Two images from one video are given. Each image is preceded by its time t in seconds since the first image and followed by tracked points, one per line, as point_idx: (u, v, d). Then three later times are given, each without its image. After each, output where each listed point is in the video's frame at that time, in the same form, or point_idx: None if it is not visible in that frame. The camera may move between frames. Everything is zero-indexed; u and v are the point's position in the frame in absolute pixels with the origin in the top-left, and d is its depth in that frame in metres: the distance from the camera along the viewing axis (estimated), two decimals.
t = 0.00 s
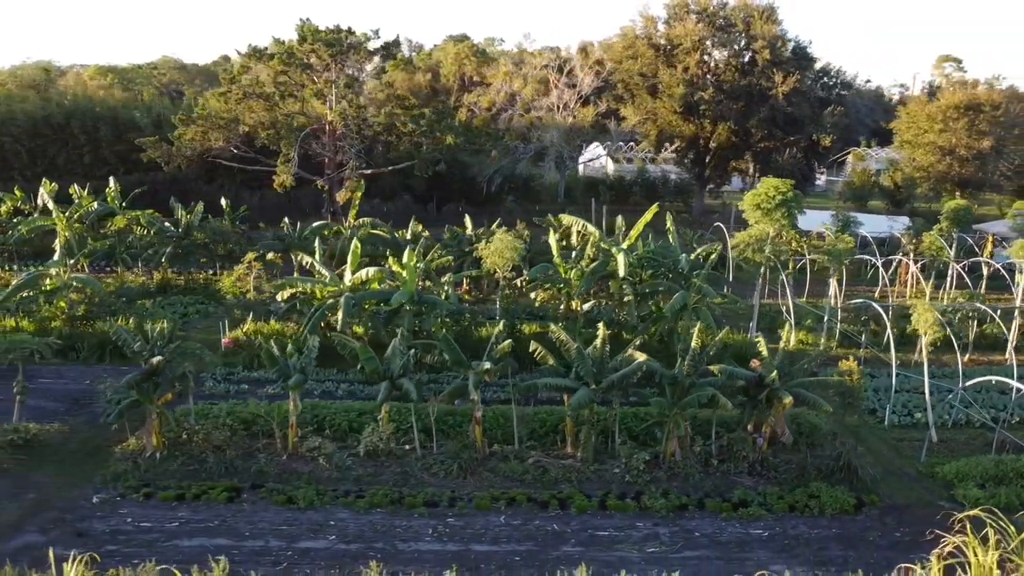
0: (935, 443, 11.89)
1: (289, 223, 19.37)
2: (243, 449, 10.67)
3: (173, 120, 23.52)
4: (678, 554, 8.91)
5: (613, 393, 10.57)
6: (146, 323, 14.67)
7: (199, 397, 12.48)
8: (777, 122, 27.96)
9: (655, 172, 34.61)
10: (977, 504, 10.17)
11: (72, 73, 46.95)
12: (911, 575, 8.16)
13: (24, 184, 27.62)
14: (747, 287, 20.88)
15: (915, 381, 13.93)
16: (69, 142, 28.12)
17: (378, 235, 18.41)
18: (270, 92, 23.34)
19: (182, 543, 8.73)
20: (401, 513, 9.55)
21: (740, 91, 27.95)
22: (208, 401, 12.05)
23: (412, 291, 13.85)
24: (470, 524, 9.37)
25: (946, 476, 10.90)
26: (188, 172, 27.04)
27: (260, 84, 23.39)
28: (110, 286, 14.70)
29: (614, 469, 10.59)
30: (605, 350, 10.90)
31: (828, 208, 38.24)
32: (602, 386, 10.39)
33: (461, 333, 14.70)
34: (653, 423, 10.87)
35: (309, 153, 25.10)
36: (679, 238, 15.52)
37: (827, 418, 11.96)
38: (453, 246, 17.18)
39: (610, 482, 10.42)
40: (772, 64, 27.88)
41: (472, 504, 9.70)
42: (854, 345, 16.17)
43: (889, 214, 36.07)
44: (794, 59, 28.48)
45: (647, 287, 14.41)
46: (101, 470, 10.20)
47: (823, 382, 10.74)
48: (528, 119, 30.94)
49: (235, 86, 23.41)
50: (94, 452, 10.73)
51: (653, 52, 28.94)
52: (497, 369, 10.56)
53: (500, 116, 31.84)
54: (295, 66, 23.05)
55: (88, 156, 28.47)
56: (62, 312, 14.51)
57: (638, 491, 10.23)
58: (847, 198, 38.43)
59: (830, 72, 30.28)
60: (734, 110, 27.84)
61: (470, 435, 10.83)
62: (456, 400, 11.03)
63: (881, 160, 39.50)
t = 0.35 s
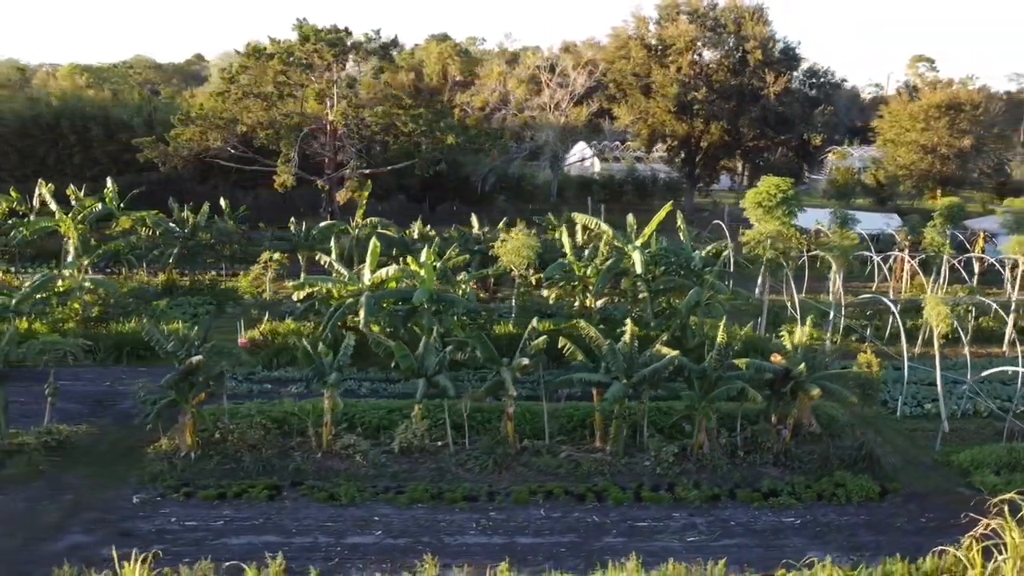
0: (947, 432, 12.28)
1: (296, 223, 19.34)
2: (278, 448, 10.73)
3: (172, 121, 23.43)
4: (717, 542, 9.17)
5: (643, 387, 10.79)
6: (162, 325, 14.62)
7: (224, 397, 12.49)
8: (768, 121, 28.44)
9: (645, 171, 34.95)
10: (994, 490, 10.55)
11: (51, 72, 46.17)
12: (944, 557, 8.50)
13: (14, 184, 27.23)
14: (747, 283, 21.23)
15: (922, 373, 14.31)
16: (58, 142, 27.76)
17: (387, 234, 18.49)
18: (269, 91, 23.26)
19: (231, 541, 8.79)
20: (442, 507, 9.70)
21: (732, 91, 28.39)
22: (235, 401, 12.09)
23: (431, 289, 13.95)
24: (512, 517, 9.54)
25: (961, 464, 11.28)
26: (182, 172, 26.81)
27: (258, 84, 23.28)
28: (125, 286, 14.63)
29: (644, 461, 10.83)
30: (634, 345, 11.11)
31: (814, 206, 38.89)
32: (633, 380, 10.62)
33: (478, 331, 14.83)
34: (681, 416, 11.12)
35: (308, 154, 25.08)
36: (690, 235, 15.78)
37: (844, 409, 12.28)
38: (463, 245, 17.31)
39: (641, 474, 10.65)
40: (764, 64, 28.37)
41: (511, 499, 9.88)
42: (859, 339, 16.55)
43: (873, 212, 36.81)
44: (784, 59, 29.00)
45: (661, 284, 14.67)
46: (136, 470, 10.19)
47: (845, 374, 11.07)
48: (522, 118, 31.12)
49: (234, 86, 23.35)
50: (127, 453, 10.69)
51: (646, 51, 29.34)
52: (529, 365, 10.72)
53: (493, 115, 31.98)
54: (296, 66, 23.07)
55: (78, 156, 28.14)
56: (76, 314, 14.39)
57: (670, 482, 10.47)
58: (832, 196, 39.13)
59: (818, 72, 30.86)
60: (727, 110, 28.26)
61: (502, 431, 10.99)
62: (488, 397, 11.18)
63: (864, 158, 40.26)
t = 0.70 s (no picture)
0: (957, 423, 12.64)
1: (302, 223, 19.34)
2: (310, 446, 10.80)
3: (171, 121, 23.35)
4: (750, 532, 9.44)
5: (670, 381, 11.00)
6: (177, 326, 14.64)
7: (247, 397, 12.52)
8: (760, 121, 28.84)
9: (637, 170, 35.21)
10: (1008, 478, 10.90)
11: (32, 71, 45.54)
12: (970, 542, 8.83)
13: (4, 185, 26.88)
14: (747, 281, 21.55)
15: (928, 366, 14.68)
16: (49, 142, 27.45)
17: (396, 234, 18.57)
18: (270, 91, 23.26)
19: (275, 538, 8.86)
20: (479, 502, 9.84)
21: (725, 90, 28.79)
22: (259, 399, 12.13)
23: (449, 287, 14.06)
24: (548, 510, 9.71)
25: (974, 453, 11.63)
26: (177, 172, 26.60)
27: (258, 83, 23.23)
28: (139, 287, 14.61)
29: (671, 455, 11.04)
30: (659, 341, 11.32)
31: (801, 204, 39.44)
32: (660, 375, 10.82)
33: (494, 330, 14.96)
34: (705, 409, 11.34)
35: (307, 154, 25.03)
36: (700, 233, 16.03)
37: (859, 402, 12.59)
38: (473, 244, 17.42)
39: (668, 467, 10.87)
40: (756, 64, 28.83)
41: (545, 492, 10.04)
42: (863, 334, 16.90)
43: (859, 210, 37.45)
44: (775, 59, 29.48)
45: (674, 281, 14.91)
46: (170, 470, 10.21)
47: (864, 367, 11.36)
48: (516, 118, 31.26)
49: (234, 85, 23.30)
50: (156, 453, 10.68)
51: (641, 51, 29.98)
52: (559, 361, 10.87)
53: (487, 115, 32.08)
54: (297, 65, 23.11)
55: (70, 156, 27.84)
56: (90, 315, 14.41)
57: (697, 475, 10.70)
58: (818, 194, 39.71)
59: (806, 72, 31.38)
60: (720, 109, 28.64)
61: (530, 426, 11.15)
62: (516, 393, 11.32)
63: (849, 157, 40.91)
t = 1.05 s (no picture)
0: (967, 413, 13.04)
1: (310, 223, 19.33)
2: (346, 444, 10.86)
3: (169, 121, 23.27)
4: (785, 520, 9.74)
5: (698, 376, 11.25)
6: (195, 326, 14.59)
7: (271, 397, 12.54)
8: (752, 121, 29.25)
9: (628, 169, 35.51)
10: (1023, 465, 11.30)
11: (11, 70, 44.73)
12: (998, 525, 9.20)
13: None
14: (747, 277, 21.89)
15: (934, 359, 15.09)
16: (40, 142, 27.08)
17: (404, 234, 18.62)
18: (271, 91, 23.25)
19: (325, 534, 8.95)
20: (519, 496, 10.01)
21: (718, 90, 29.18)
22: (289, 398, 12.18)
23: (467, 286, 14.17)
24: (588, 503, 9.92)
25: (987, 441, 12.03)
26: (172, 172, 26.38)
27: (259, 83, 23.23)
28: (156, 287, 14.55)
29: (698, 447, 11.32)
30: (686, 336, 11.57)
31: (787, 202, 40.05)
32: (690, 369, 11.07)
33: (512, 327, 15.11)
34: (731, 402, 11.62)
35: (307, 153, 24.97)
36: (710, 231, 16.32)
37: (874, 394, 12.94)
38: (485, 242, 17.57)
39: (697, 460, 11.13)
40: (748, 65, 29.28)
41: (582, 485, 10.25)
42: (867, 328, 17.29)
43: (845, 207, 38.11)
44: (765, 60, 29.96)
45: (688, 278, 15.17)
46: (208, 469, 10.23)
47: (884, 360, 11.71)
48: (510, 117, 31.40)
49: (233, 85, 23.27)
50: (192, 452, 10.68)
51: (633, 52, 30.12)
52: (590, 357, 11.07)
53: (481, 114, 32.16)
54: (296, 65, 23.14)
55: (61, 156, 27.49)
56: (106, 316, 14.29)
57: (726, 466, 10.98)
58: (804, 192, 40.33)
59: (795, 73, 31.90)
60: (713, 109, 29.03)
61: (560, 421, 11.35)
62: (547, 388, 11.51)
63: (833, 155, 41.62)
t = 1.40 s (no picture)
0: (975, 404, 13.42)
1: (316, 223, 19.34)
2: (379, 442, 10.95)
3: (167, 121, 23.18)
4: (814, 510, 10.02)
5: (722, 370, 11.49)
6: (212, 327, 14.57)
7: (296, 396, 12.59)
8: (745, 120, 29.67)
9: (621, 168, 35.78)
10: None
11: None
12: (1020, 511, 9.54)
13: None
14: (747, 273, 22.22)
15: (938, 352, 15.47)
16: (32, 142, 26.75)
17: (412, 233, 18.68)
18: (271, 89, 23.10)
19: (369, 530, 9.06)
20: (554, 490, 10.18)
21: (711, 90, 29.55)
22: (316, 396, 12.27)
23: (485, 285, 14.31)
24: (622, 496, 10.13)
25: (997, 431, 12.41)
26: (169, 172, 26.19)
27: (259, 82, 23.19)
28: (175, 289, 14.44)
29: (722, 441, 11.57)
30: (709, 332, 11.81)
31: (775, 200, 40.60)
32: (715, 364, 11.31)
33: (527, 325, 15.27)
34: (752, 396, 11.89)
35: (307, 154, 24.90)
36: (718, 229, 16.60)
37: (885, 387, 13.28)
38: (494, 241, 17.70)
39: (723, 453, 11.38)
40: (741, 65, 29.67)
41: (615, 479, 10.45)
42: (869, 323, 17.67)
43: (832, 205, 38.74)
44: (757, 60, 30.39)
45: (699, 275, 15.42)
46: (244, 467, 10.29)
47: (898, 353, 12.06)
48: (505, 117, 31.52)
49: (233, 86, 23.23)
50: (225, 451, 10.72)
51: (627, 52, 30.50)
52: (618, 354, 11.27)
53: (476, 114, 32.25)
54: (299, 65, 23.10)
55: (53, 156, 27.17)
56: (122, 318, 14.20)
57: (751, 458, 11.24)
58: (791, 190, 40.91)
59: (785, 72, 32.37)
60: (707, 108, 29.37)
61: (587, 416, 11.54)
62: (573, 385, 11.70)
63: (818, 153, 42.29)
